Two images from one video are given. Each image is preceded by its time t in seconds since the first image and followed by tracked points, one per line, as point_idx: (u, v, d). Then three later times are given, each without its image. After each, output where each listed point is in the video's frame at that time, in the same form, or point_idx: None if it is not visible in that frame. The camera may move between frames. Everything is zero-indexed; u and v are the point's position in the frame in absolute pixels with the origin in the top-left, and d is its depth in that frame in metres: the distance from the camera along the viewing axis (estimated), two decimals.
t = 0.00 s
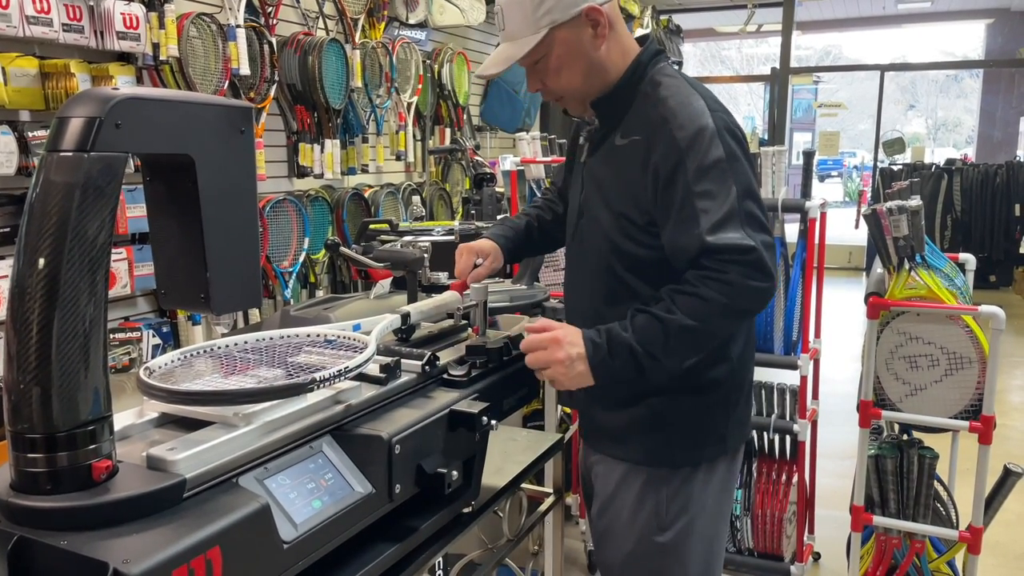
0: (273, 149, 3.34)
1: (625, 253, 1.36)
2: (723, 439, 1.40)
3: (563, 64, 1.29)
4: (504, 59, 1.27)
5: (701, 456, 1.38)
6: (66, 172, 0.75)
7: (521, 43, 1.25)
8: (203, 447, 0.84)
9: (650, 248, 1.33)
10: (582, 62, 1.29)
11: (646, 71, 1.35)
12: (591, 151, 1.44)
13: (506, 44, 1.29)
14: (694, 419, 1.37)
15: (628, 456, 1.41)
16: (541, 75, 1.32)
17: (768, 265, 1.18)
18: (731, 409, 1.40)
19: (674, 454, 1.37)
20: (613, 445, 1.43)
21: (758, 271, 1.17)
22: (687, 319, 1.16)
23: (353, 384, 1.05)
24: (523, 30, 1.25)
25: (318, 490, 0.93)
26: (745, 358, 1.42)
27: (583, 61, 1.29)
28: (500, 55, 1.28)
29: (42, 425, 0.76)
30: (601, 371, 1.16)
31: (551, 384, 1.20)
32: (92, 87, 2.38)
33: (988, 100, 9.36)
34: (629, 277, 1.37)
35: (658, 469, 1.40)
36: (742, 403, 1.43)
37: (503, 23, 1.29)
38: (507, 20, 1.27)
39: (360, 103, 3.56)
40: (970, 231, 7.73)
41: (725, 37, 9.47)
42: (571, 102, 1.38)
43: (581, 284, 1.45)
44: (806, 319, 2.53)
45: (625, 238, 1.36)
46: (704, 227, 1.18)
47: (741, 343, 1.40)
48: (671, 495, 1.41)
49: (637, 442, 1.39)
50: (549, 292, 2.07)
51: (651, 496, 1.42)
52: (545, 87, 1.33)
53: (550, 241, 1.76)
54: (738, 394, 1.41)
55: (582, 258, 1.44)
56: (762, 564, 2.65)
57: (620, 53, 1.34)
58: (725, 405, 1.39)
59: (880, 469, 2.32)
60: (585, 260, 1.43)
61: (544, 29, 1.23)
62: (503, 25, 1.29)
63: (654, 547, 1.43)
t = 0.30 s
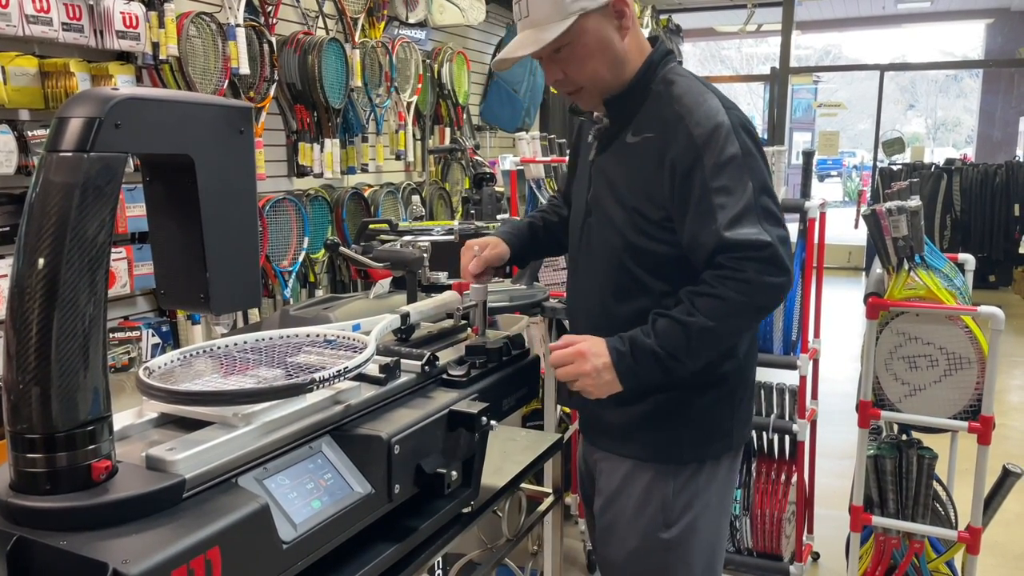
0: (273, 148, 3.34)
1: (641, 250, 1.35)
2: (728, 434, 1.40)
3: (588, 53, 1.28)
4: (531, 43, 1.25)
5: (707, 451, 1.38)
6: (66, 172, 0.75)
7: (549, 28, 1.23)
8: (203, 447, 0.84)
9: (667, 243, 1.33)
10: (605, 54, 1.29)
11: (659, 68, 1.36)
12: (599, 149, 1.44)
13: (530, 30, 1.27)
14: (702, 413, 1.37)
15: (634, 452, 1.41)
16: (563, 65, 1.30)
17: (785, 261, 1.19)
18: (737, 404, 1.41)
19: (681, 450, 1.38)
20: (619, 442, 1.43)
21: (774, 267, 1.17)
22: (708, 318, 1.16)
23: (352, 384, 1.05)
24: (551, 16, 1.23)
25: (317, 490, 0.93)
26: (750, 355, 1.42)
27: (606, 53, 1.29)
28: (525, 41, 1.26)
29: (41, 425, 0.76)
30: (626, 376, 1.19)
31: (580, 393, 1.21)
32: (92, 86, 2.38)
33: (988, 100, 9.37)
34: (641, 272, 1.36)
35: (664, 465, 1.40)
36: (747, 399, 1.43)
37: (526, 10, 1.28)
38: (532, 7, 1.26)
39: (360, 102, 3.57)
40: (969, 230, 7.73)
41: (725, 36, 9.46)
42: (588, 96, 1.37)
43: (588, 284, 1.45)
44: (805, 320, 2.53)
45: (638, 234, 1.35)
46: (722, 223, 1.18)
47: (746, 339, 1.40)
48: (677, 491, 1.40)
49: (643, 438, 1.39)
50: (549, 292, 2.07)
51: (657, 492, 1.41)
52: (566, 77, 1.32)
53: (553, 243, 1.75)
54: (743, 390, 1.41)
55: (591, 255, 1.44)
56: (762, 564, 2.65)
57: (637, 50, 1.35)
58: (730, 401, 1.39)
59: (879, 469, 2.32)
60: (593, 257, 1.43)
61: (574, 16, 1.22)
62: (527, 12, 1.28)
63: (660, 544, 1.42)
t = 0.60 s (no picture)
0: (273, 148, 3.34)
1: (670, 249, 1.35)
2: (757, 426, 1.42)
3: (603, 58, 1.28)
4: (551, 50, 1.24)
5: (739, 445, 1.39)
6: (67, 172, 0.75)
7: (565, 33, 1.23)
8: (204, 447, 0.84)
9: (700, 238, 1.33)
10: (618, 56, 1.30)
11: (661, 66, 1.38)
12: (605, 153, 1.45)
13: (543, 38, 1.26)
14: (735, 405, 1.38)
15: (669, 451, 1.40)
16: (580, 72, 1.29)
17: (817, 243, 1.24)
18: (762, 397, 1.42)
19: (718, 445, 1.38)
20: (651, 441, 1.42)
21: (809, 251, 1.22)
22: (756, 317, 1.20)
23: (354, 382, 1.05)
24: (564, 22, 1.24)
25: (318, 490, 0.93)
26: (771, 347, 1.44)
27: (619, 56, 1.30)
28: (543, 49, 1.25)
29: (42, 424, 0.76)
30: (688, 386, 1.20)
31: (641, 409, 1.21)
32: (93, 86, 2.37)
33: (988, 100, 9.37)
34: (671, 272, 1.36)
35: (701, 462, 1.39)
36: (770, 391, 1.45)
37: (535, 20, 1.28)
38: (543, 16, 1.26)
39: (360, 102, 3.57)
40: (969, 231, 7.73)
41: (725, 36, 9.46)
42: (598, 103, 1.37)
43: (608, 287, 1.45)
44: (805, 320, 2.53)
45: (668, 234, 1.35)
46: (755, 214, 1.22)
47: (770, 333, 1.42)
48: (711, 488, 1.40)
49: (678, 436, 1.39)
50: (549, 291, 2.07)
51: (692, 489, 1.40)
52: (583, 84, 1.31)
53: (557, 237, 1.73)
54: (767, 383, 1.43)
55: (609, 255, 1.44)
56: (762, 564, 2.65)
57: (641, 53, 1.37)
58: (758, 394, 1.41)
59: (879, 469, 2.32)
60: (614, 260, 1.43)
61: (588, 19, 1.23)
62: (536, 24, 1.28)
63: (697, 542, 1.41)
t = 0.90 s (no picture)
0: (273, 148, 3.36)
1: (694, 259, 1.31)
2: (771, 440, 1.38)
3: (654, 49, 1.23)
4: (602, 37, 1.19)
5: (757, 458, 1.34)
6: (67, 171, 0.76)
7: (619, 19, 1.18)
8: (204, 445, 0.84)
9: (728, 252, 1.30)
10: (668, 49, 1.24)
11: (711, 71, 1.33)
12: (637, 150, 1.40)
13: (594, 24, 1.21)
14: (757, 419, 1.33)
15: (690, 465, 1.33)
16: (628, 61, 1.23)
17: (844, 278, 1.19)
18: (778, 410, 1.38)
19: (740, 457, 1.32)
20: (670, 455, 1.35)
21: (834, 282, 1.17)
22: (763, 320, 1.17)
23: (354, 382, 1.05)
24: (620, 7, 1.18)
25: (317, 489, 0.94)
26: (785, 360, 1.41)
27: (670, 49, 1.25)
28: (595, 35, 1.20)
29: (42, 423, 0.77)
30: (655, 336, 1.21)
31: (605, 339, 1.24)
32: (92, 86, 2.38)
33: (987, 101, 9.37)
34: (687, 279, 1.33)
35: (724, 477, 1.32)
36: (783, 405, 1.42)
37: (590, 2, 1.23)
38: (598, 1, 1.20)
39: (360, 102, 3.57)
40: (969, 231, 7.73)
41: (724, 37, 9.46)
42: (642, 98, 1.32)
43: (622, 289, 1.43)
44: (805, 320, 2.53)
45: (694, 243, 1.31)
46: (786, 238, 1.17)
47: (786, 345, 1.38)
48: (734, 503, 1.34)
49: (699, 449, 1.32)
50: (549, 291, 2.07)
51: (717, 505, 1.33)
52: (630, 75, 1.25)
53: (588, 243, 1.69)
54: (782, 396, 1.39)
55: (629, 259, 1.40)
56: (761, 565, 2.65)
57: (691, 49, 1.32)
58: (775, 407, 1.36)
59: (878, 469, 2.33)
60: (638, 263, 1.39)
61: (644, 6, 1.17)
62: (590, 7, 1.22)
63: (721, 558, 1.34)
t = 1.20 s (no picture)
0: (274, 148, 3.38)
1: (718, 275, 1.27)
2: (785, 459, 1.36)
3: (708, 50, 1.17)
4: (657, 34, 1.12)
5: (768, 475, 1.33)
6: (69, 172, 0.76)
7: (676, 17, 1.12)
8: (205, 445, 0.85)
9: (751, 272, 1.24)
10: (722, 50, 1.19)
11: (761, 78, 1.26)
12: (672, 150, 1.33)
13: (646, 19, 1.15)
14: (769, 438, 1.32)
15: (697, 477, 1.33)
16: (680, 60, 1.17)
17: (866, 315, 1.14)
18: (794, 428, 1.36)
19: (749, 473, 1.31)
20: (679, 467, 1.35)
21: (853, 320, 1.12)
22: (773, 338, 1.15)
23: (354, 382, 1.05)
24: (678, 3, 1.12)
25: (318, 488, 0.94)
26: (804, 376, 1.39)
27: (724, 51, 1.19)
28: (649, 31, 1.13)
29: (43, 423, 0.77)
30: (647, 314, 1.22)
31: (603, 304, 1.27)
32: (93, 86, 2.38)
33: (988, 102, 9.37)
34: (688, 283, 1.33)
35: (732, 491, 1.32)
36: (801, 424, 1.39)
37: None
38: None
39: (361, 103, 3.57)
40: (969, 232, 7.74)
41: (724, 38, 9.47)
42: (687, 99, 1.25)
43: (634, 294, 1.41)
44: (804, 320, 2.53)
45: (719, 258, 1.26)
46: (809, 265, 1.13)
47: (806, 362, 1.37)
48: (741, 517, 1.33)
49: (707, 462, 1.31)
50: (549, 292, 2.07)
51: (723, 518, 1.33)
52: (678, 75, 1.19)
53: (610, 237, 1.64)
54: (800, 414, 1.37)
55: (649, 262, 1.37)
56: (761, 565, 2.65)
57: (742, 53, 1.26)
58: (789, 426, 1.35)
59: (877, 469, 2.33)
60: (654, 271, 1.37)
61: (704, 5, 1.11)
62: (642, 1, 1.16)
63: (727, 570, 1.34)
